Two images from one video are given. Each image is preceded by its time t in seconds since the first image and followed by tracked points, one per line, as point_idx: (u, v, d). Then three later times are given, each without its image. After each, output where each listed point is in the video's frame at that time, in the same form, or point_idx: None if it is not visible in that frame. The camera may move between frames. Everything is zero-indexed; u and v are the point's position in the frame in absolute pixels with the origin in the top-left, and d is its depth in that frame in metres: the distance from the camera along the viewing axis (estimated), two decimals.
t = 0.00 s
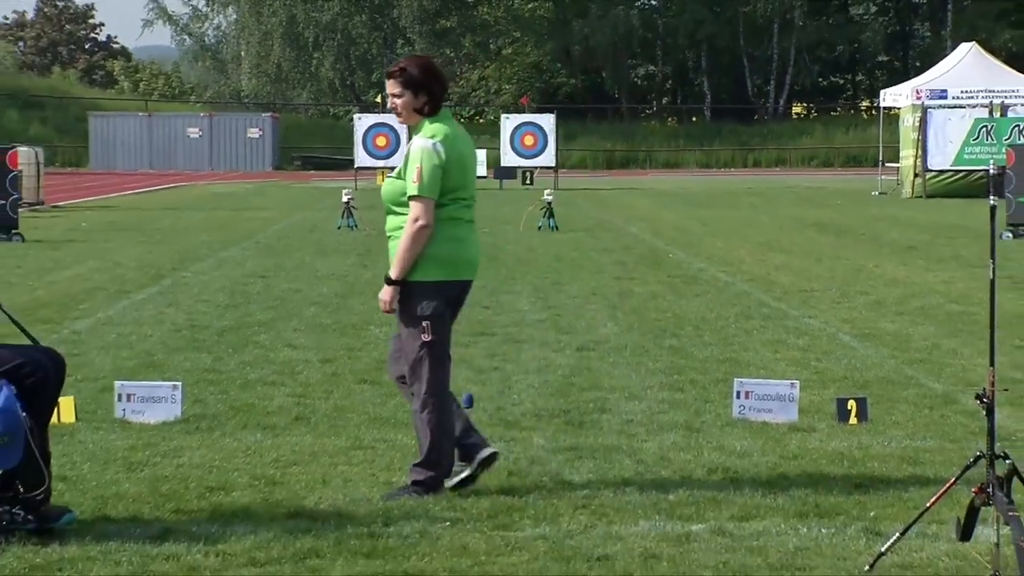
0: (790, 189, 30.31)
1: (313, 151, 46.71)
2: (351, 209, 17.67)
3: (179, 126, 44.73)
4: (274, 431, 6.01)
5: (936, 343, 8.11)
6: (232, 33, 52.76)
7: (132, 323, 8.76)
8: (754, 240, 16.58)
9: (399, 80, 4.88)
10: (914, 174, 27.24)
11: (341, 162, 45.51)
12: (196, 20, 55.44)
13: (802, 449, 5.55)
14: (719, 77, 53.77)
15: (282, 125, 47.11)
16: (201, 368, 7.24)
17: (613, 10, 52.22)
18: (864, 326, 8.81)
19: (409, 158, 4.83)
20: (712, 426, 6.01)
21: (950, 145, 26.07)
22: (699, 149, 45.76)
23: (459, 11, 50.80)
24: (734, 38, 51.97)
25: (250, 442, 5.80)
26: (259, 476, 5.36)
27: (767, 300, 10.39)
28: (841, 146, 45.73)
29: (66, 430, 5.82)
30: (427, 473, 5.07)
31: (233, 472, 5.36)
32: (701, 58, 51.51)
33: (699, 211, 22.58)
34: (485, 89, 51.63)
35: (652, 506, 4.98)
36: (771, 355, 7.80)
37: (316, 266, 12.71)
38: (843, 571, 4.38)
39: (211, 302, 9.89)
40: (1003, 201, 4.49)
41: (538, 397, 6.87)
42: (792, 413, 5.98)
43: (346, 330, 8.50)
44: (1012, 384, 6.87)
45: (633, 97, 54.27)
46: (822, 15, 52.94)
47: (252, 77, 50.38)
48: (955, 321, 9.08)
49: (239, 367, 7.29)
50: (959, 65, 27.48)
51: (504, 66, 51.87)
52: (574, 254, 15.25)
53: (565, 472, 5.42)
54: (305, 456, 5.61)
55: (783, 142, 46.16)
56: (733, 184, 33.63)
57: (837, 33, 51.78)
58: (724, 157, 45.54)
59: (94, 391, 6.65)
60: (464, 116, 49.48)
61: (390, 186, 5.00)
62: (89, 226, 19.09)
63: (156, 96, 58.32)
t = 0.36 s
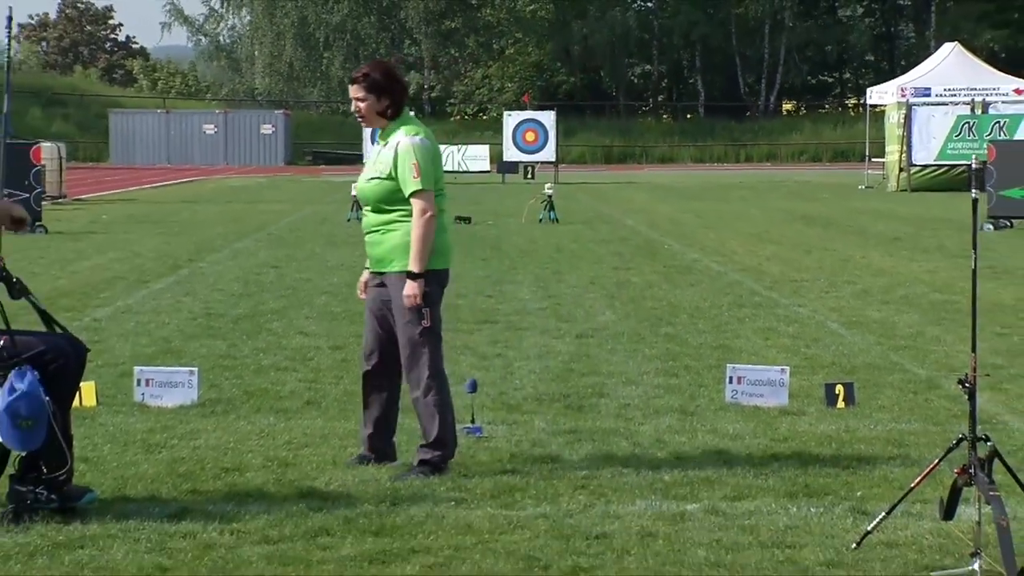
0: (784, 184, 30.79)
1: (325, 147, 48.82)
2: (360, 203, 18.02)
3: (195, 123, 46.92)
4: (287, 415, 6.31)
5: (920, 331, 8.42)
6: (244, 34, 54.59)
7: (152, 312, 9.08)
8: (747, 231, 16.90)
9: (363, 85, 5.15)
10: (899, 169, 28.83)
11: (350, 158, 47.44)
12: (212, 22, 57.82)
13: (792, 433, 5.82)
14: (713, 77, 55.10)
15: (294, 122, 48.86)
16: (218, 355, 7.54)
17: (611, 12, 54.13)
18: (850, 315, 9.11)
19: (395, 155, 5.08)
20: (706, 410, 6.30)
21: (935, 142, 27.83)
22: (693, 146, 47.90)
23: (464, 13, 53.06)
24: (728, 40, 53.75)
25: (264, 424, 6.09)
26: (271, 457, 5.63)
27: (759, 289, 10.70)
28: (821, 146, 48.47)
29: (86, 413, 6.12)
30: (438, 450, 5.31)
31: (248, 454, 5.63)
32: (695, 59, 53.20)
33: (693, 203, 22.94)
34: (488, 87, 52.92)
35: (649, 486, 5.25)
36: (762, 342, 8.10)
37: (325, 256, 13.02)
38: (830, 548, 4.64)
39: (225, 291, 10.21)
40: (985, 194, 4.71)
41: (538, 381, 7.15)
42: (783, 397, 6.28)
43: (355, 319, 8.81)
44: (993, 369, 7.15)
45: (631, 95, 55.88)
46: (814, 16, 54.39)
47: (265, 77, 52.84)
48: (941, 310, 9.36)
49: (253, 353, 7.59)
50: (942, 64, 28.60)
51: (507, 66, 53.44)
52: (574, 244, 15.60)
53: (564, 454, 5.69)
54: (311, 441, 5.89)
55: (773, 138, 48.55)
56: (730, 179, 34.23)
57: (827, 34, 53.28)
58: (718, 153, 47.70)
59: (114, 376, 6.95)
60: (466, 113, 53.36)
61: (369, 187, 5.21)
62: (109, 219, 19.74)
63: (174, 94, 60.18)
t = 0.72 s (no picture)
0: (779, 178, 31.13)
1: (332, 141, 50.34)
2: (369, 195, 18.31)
3: (210, 118, 48.79)
4: (298, 397, 6.58)
5: (904, 316, 8.66)
6: (258, 34, 56.39)
7: (169, 299, 9.36)
8: (741, 222, 17.20)
9: (332, 88, 5.49)
10: (885, 163, 30.33)
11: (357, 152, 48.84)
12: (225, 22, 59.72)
13: (781, 415, 6.07)
14: (704, 71, 57.58)
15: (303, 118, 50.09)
16: (232, 341, 7.80)
17: (609, 12, 55.84)
18: (837, 302, 9.36)
19: (385, 144, 5.49)
20: (700, 393, 6.56)
21: (919, 136, 29.40)
22: (687, 140, 49.48)
23: (468, 13, 54.75)
24: (720, 38, 55.75)
25: (276, 407, 6.36)
26: (283, 439, 5.89)
27: (750, 277, 10.95)
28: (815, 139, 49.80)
29: (107, 396, 6.39)
30: (427, 420, 5.65)
31: (261, 436, 5.88)
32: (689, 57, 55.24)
33: (689, 195, 23.23)
34: (490, 83, 53.97)
35: (645, 466, 5.49)
36: (753, 327, 8.35)
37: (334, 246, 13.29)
38: (819, 525, 4.88)
39: (237, 279, 10.49)
40: (966, 186, 4.91)
41: (539, 364, 7.41)
42: (771, 380, 6.51)
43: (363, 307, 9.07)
44: (973, 354, 7.41)
45: (626, 92, 57.89)
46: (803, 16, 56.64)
47: (277, 74, 54.48)
48: (925, 298, 9.63)
49: (266, 339, 7.86)
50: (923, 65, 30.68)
51: (509, 64, 53.78)
52: (572, 234, 15.90)
53: (563, 434, 5.96)
54: (322, 424, 6.14)
55: (763, 133, 50.14)
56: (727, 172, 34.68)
57: (814, 33, 55.98)
58: (711, 147, 49.24)
59: (133, 359, 7.21)
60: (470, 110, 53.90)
61: (360, 181, 5.58)
62: (128, 211, 20.19)
63: (190, 91, 61.67)
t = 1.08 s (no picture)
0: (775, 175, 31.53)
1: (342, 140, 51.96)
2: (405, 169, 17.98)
3: (224, 116, 50.71)
4: (308, 385, 6.82)
5: (891, 308, 8.90)
6: (270, 37, 58.54)
7: (185, 291, 9.61)
8: (736, 218, 17.47)
9: (337, 89, 5.69)
10: (872, 161, 31.31)
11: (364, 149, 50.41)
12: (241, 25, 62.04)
13: (773, 402, 6.31)
14: (698, 73, 59.03)
15: (313, 117, 51.41)
16: (246, 331, 8.04)
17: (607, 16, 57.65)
18: (827, 294, 9.60)
19: (390, 142, 5.73)
20: (694, 381, 6.79)
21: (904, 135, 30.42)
22: (682, 139, 51.23)
23: (473, 17, 56.72)
24: (713, 39, 57.45)
25: (288, 395, 6.60)
26: (294, 425, 6.12)
27: (743, 270, 11.19)
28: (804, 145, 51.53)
29: (126, 384, 6.62)
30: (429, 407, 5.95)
31: (273, 422, 6.12)
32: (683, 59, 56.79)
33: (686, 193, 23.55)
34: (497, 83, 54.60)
35: (642, 451, 5.72)
36: (745, 318, 8.59)
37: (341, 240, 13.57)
38: (809, 508, 5.10)
39: (248, 272, 10.74)
40: (950, 181, 5.09)
41: (540, 354, 7.63)
42: (763, 369, 6.77)
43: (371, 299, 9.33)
44: (957, 345, 7.65)
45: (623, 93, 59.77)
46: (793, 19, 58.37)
47: (288, 75, 55.91)
48: (911, 290, 9.87)
49: (278, 329, 8.11)
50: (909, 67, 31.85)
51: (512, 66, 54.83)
52: (570, 228, 16.20)
53: (564, 421, 6.19)
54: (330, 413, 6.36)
55: (755, 132, 51.88)
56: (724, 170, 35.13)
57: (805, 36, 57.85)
58: (705, 145, 50.93)
59: (150, 349, 7.44)
60: (475, 110, 54.96)
61: (366, 177, 5.80)
62: (144, 206, 20.56)
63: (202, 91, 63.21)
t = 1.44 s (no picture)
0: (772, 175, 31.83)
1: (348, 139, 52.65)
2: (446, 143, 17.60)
3: (236, 116, 51.31)
4: (317, 376, 7.02)
5: (879, 301, 9.09)
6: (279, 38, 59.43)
7: (197, 284, 9.81)
8: (730, 215, 17.68)
9: (344, 88, 5.87)
10: (862, 159, 32.14)
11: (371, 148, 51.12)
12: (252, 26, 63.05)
13: (766, 392, 6.52)
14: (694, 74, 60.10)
15: (320, 117, 52.11)
16: (256, 323, 8.24)
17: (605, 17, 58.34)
18: (818, 288, 9.79)
19: (392, 142, 5.93)
20: (689, 372, 7.00)
21: (892, 134, 31.24)
22: (678, 138, 52.09)
23: (476, 20, 57.61)
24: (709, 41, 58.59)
25: (297, 386, 6.80)
26: (302, 415, 6.33)
27: (737, 265, 11.39)
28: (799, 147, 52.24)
29: (141, 373, 6.82)
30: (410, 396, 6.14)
31: (283, 412, 6.33)
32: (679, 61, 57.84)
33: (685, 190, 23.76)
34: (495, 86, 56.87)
35: (639, 440, 5.92)
36: (739, 311, 8.79)
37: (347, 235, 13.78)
38: (800, 495, 5.29)
39: (256, 266, 10.96)
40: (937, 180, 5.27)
41: (541, 345, 7.82)
42: (756, 360, 6.97)
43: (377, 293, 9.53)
44: (943, 337, 7.85)
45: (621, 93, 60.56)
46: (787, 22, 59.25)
47: (298, 75, 56.97)
48: (900, 284, 10.05)
49: (288, 322, 8.31)
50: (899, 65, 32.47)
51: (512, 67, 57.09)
52: (569, 224, 16.45)
53: (563, 410, 6.40)
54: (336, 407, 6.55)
55: (749, 131, 52.71)
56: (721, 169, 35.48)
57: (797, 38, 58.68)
58: (700, 144, 51.74)
59: (164, 341, 7.65)
60: (476, 109, 57.30)
61: (367, 175, 6.01)
62: (157, 203, 20.83)
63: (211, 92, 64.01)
